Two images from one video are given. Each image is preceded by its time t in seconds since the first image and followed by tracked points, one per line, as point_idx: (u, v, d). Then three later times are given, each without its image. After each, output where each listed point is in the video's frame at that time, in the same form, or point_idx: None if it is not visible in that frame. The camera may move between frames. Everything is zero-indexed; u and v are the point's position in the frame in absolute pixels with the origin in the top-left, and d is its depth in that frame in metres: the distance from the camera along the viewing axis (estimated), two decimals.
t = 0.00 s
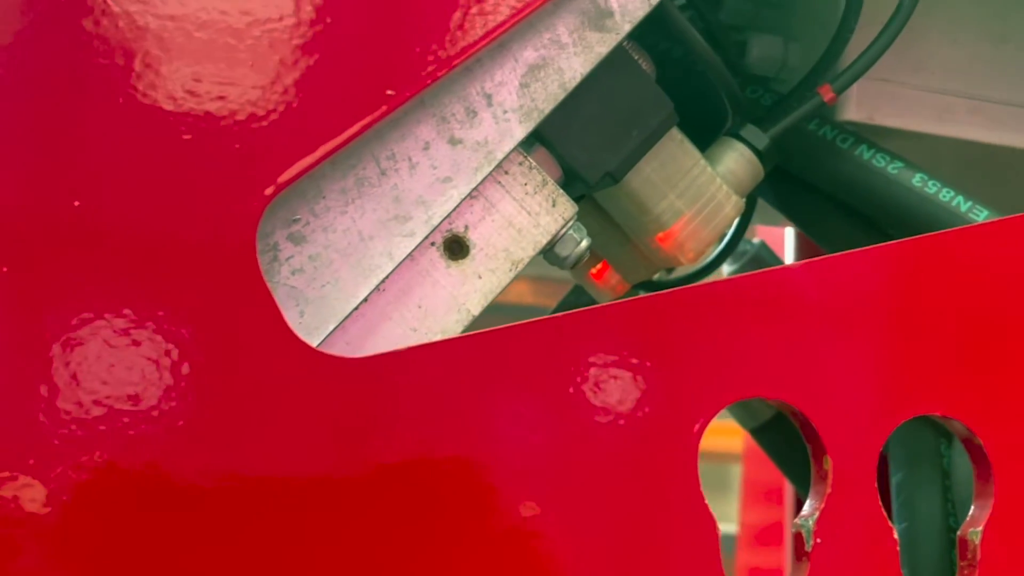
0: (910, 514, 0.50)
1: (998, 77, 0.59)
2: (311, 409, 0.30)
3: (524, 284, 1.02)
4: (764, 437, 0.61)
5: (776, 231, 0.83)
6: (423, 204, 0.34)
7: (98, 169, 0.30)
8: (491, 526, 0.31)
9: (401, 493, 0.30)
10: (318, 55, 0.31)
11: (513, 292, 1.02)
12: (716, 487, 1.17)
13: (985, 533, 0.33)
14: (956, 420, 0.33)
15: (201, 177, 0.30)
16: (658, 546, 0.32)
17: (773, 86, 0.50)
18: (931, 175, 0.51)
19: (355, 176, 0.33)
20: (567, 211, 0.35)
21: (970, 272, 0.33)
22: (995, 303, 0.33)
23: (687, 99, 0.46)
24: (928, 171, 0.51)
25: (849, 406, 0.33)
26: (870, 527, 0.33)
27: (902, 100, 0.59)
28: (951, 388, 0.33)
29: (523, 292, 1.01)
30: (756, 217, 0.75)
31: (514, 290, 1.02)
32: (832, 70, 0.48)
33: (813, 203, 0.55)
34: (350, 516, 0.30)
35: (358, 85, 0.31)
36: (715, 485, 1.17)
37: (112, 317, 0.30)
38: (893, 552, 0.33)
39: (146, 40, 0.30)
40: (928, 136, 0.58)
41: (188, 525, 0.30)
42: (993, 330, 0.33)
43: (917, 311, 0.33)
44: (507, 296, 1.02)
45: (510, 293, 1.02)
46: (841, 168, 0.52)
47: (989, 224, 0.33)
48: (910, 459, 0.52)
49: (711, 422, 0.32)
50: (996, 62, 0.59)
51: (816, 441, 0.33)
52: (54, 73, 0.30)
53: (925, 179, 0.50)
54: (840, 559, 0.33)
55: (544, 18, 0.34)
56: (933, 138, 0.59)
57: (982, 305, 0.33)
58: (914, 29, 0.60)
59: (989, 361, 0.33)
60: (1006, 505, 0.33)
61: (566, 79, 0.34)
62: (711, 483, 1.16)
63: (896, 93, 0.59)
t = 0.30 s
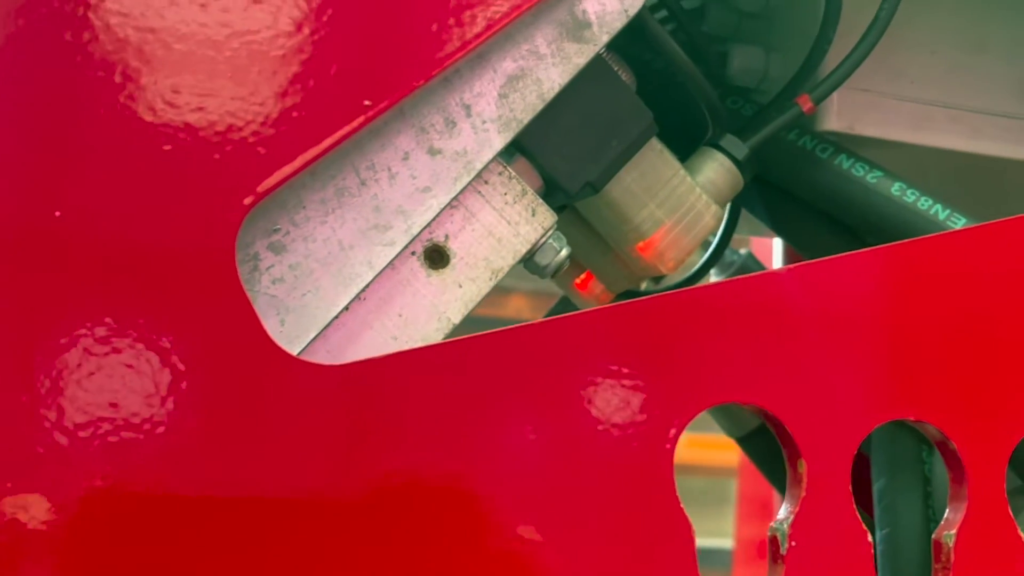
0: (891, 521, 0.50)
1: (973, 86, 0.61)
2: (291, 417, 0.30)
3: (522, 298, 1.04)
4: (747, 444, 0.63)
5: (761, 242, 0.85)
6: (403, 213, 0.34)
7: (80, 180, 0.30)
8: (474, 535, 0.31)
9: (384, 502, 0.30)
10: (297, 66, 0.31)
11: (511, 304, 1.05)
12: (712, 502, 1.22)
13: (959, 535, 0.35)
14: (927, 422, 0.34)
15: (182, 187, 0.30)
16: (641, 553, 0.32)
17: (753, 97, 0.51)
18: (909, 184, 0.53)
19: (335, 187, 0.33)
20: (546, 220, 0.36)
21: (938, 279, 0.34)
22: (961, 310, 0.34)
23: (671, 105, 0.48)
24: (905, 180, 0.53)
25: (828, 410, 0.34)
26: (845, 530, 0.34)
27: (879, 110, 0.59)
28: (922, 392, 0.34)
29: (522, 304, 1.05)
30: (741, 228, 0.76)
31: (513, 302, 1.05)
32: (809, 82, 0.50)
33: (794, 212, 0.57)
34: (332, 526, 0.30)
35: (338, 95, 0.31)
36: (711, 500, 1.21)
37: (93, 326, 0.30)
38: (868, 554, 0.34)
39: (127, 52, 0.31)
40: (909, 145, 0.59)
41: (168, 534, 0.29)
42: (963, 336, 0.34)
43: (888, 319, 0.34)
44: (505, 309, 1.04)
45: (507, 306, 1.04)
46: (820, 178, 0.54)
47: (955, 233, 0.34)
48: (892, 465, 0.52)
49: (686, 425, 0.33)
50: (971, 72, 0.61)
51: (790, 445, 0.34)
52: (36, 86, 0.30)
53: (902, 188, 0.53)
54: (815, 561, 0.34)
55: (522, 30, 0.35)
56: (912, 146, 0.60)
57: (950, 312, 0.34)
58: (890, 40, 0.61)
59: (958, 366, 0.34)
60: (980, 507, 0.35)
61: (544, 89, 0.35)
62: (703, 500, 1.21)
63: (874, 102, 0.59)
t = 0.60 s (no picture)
0: (879, 522, 0.51)
1: (958, 90, 0.61)
2: (277, 425, 0.30)
3: (517, 299, 1.06)
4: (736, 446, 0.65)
5: (749, 244, 0.86)
6: (389, 221, 0.34)
7: (65, 189, 0.30)
8: (460, 541, 0.31)
9: (369, 509, 0.31)
10: (283, 76, 0.32)
11: (506, 304, 1.06)
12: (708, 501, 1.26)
13: (941, 538, 0.35)
14: (909, 426, 0.34)
15: (168, 194, 0.30)
16: (625, 558, 0.32)
17: (739, 101, 0.51)
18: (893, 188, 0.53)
19: (321, 195, 0.34)
20: (531, 227, 0.36)
21: (919, 284, 0.35)
22: (944, 316, 0.35)
23: (657, 115, 0.49)
24: (889, 184, 0.54)
25: (811, 415, 0.34)
26: (828, 533, 0.34)
27: (865, 113, 0.60)
28: (904, 397, 0.34)
29: (517, 304, 1.06)
30: (728, 229, 0.77)
31: (508, 303, 1.06)
32: (795, 86, 0.50)
33: (779, 216, 0.58)
34: (318, 533, 0.30)
35: (322, 103, 0.31)
36: (706, 498, 1.25)
37: (79, 334, 0.30)
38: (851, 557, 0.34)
39: (112, 62, 0.31)
40: (891, 149, 0.60)
41: (156, 540, 0.30)
42: (946, 341, 0.35)
43: (870, 325, 0.34)
44: (500, 309, 1.05)
45: (501, 306, 1.05)
46: (805, 181, 0.54)
47: (937, 238, 0.35)
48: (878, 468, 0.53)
49: (670, 429, 0.33)
50: (956, 76, 0.62)
51: (774, 449, 0.35)
52: (23, 95, 0.30)
53: (887, 192, 0.53)
54: (799, 564, 0.34)
55: (506, 38, 0.35)
56: (895, 150, 0.60)
57: (933, 317, 0.35)
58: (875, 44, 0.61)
59: (941, 371, 0.35)
60: (962, 511, 0.35)
61: (529, 97, 0.35)
62: (698, 498, 1.25)
63: (860, 106, 0.60)
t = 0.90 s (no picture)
0: (870, 522, 0.51)
1: (947, 92, 0.62)
2: (271, 429, 0.30)
3: (508, 299, 1.07)
4: (727, 446, 0.65)
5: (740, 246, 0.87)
6: (381, 224, 0.34)
7: (59, 194, 0.30)
8: (453, 543, 0.31)
9: (364, 512, 0.31)
10: (275, 81, 0.32)
11: (498, 305, 1.07)
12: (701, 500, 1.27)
13: (932, 539, 0.35)
14: (900, 428, 0.35)
15: (161, 199, 0.31)
16: (618, 559, 0.33)
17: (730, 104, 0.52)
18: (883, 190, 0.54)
19: (314, 199, 0.34)
20: (523, 230, 0.36)
21: (908, 286, 0.35)
22: (933, 318, 0.35)
23: (646, 116, 0.50)
24: (879, 186, 0.54)
25: (802, 416, 0.34)
26: (819, 534, 0.34)
27: (855, 116, 0.60)
28: (894, 399, 0.35)
29: (508, 304, 1.07)
30: (718, 231, 0.78)
31: (499, 303, 1.07)
32: (784, 90, 0.51)
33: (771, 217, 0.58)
34: (313, 536, 0.31)
35: (315, 108, 0.32)
36: (698, 499, 1.26)
37: (74, 339, 0.30)
38: (842, 558, 0.34)
39: (105, 68, 0.31)
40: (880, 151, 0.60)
41: (150, 544, 0.30)
42: (936, 342, 0.35)
43: (860, 327, 0.34)
44: (492, 309, 1.06)
45: (494, 306, 1.06)
46: (795, 183, 0.55)
47: (926, 240, 0.35)
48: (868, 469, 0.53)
49: (663, 431, 0.33)
50: (945, 77, 0.62)
51: (766, 451, 0.35)
52: (16, 100, 0.30)
53: (877, 194, 0.53)
54: (790, 565, 0.34)
55: (497, 42, 0.35)
56: (884, 152, 0.61)
57: (923, 319, 0.35)
58: (865, 46, 0.62)
59: (930, 373, 0.35)
60: (953, 511, 0.35)
61: (520, 101, 0.36)
62: (689, 498, 1.26)
63: (850, 109, 0.60)
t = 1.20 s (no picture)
0: (866, 522, 0.51)
1: (943, 93, 0.62)
2: (266, 431, 0.31)
3: (505, 297, 1.07)
4: (724, 447, 0.65)
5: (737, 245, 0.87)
6: (376, 226, 0.34)
7: (54, 197, 0.30)
8: (448, 545, 0.32)
9: (359, 514, 0.31)
10: (270, 83, 0.32)
11: (496, 303, 1.07)
12: (698, 499, 1.27)
13: (927, 540, 0.35)
14: (895, 428, 0.35)
15: (157, 201, 0.31)
16: (613, 561, 0.33)
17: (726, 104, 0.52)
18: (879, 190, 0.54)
19: (309, 201, 0.34)
20: (519, 231, 0.36)
21: (903, 287, 0.35)
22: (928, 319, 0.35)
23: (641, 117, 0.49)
24: (875, 186, 0.54)
25: (798, 417, 0.34)
26: (814, 534, 0.35)
27: (852, 116, 0.60)
28: (889, 400, 0.35)
29: (506, 303, 1.07)
30: (715, 231, 0.78)
31: (497, 302, 1.07)
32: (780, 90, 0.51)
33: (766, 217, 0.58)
34: (308, 538, 0.31)
35: (310, 111, 0.32)
36: (694, 498, 1.26)
37: (69, 341, 0.30)
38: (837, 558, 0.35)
39: (100, 70, 0.31)
40: (876, 151, 0.60)
41: (146, 546, 0.30)
42: (931, 343, 0.35)
43: (855, 328, 0.34)
44: (488, 308, 1.07)
45: (490, 305, 1.06)
46: (791, 183, 0.55)
47: (921, 242, 0.35)
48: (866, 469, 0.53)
49: (658, 432, 0.33)
50: (942, 78, 0.62)
51: (761, 452, 0.35)
52: (11, 103, 0.30)
53: (873, 194, 0.53)
54: (785, 565, 0.34)
55: (493, 43, 0.35)
56: (881, 152, 0.61)
57: (918, 320, 0.35)
58: (862, 46, 0.62)
59: (925, 373, 0.35)
60: (948, 512, 0.35)
61: (515, 102, 0.36)
62: (686, 497, 1.26)
63: (846, 109, 0.60)
